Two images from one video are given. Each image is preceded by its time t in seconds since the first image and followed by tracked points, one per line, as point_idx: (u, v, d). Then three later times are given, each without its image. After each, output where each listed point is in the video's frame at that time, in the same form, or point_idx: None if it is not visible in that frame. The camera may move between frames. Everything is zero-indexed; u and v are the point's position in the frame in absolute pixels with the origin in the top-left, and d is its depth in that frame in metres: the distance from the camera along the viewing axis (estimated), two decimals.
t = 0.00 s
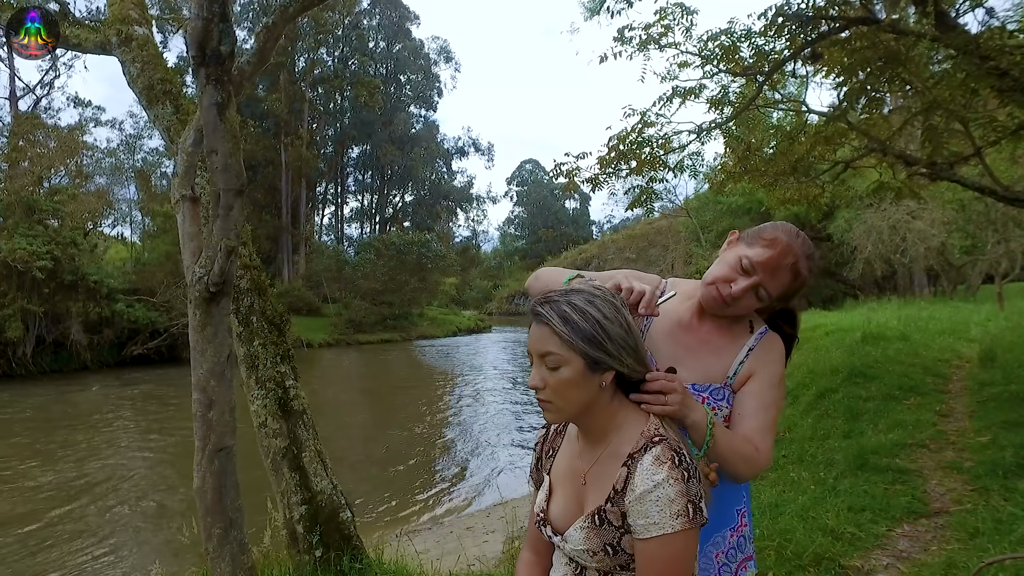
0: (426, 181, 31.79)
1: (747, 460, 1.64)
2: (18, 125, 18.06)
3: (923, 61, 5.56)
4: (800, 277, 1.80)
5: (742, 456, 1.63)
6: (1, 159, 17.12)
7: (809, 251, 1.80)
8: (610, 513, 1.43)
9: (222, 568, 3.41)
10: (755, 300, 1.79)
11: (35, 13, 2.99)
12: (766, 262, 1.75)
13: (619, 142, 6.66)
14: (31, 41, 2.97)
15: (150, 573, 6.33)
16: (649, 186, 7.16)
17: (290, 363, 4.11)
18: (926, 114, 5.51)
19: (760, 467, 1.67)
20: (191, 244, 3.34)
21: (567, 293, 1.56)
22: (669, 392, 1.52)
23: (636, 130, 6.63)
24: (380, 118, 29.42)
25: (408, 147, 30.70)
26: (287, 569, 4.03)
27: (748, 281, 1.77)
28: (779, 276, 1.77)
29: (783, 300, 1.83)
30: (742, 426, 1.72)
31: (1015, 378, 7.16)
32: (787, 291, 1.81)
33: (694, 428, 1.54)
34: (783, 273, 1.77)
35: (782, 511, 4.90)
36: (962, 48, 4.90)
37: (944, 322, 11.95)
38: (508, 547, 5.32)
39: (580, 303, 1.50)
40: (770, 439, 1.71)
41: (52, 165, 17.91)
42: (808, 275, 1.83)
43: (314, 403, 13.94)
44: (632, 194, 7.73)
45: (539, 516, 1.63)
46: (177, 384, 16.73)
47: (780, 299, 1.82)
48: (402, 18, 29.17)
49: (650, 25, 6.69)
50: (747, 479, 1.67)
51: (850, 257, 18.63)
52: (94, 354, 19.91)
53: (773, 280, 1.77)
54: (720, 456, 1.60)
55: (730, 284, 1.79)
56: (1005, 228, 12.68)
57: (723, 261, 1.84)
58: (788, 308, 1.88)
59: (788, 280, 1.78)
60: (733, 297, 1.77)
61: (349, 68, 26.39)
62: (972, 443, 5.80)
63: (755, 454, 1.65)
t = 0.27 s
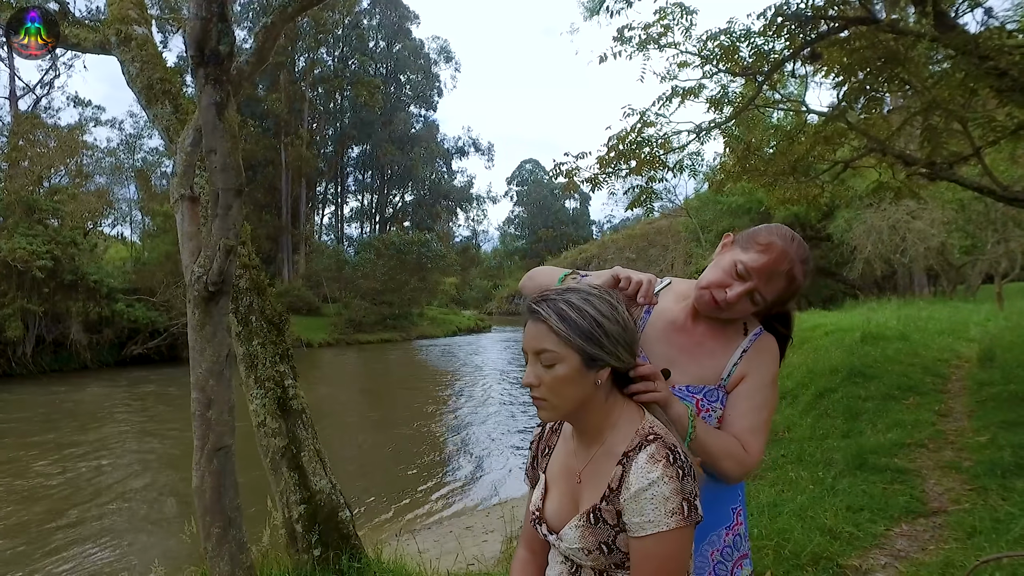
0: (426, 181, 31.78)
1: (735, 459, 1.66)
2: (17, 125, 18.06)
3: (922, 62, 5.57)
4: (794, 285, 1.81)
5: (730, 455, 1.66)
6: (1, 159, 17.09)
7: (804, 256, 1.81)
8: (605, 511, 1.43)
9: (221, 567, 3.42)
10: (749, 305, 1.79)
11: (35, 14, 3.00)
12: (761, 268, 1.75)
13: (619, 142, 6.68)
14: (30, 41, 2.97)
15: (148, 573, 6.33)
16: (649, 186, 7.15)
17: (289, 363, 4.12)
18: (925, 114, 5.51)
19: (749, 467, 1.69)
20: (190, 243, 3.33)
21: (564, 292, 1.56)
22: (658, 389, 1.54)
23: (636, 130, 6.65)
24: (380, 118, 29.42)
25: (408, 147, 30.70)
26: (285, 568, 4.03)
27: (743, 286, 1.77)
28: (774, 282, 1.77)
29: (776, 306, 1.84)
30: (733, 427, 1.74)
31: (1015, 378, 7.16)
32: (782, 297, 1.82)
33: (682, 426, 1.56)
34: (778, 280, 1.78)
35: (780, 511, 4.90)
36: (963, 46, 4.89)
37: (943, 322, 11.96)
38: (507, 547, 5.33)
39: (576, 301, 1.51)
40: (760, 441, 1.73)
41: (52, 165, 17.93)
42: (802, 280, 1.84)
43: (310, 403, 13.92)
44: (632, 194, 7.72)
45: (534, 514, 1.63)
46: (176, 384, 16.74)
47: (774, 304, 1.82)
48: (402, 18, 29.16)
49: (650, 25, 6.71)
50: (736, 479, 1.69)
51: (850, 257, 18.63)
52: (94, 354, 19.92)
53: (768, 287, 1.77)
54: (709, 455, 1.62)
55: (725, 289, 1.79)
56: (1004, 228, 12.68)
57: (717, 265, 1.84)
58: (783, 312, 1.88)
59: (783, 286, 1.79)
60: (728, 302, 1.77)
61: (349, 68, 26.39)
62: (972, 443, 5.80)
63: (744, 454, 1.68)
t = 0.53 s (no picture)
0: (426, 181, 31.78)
1: (732, 460, 1.66)
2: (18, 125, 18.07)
3: (921, 62, 5.59)
4: (791, 289, 1.81)
5: (727, 456, 1.66)
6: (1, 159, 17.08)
7: (802, 259, 1.81)
8: (603, 510, 1.43)
9: (221, 567, 3.41)
10: (747, 309, 1.80)
11: (35, 14, 3.00)
12: (759, 272, 1.76)
13: (619, 142, 6.68)
14: (30, 41, 2.97)
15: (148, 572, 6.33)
16: (649, 186, 7.15)
17: (288, 363, 4.12)
18: (925, 114, 5.50)
19: (747, 468, 1.69)
20: (190, 242, 3.33)
21: (563, 291, 1.56)
22: (655, 389, 1.54)
23: (636, 130, 6.65)
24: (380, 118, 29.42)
25: (408, 147, 30.69)
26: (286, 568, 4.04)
27: (741, 290, 1.77)
28: (772, 286, 1.78)
29: (773, 309, 1.84)
30: (731, 427, 1.74)
31: (1014, 378, 7.17)
32: (779, 301, 1.82)
33: (676, 426, 1.56)
34: (775, 285, 1.78)
35: (780, 511, 4.90)
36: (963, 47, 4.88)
37: (943, 322, 11.97)
38: (506, 547, 5.33)
39: (575, 300, 1.51)
40: (758, 441, 1.73)
41: (52, 165, 17.92)
42: (801, 283, 1.84)
43: (312, 403, 13.98)
44: (632, 194, 7.72)
45: (533, 514, 1.63)
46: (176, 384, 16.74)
47: (772, 307, 1.82)
48: (402, 18, 29.17)
49: (650, 25, 6.73)
50: (734, 479, 1.69)
51: (850, 257, 18.63)
52: (94, 354, 19.94)
53: (766, 291, 1.78)
54: (706, 456, 1.63)
55: (722, 292, 1.79)
56: (1004, 228, 12.69)
57: (715, 269, 1.84)
58: (780, 315, 1.88)
59: (780, 291, 1.79)
60: (725, 306, 1.77)
61: (349, 68, 26.40)
62: (971, 443, 5.80)
63: (741, 455, 1.68)
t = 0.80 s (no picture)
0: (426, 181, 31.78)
1: (733, 463, 1.67)
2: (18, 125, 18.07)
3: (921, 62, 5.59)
4: (789, 293, 1.81)
5: (727, 458, 1.66)
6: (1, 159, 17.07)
7: (800, 260, 1.81)
8: (604, 513, 1.43)
9: (221, 567, 3.41)
10: (745, 310, 1.80)
11: (35, 14, 3.00)
12: (756, 274, 1.75)
13: (619, 142, 6.69)
14: (31, 40, 2.97)
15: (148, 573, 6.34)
16: (649, 186, 7.15)
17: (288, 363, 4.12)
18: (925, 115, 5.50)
19: (748, 468, 1.69)
20: (189, 243, 3.32)
21: (564, 294, 1.56)
22: (656, 392, 1.54)
23: (635, 130, 6.66)
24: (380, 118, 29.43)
25: (408, 147, 30.69)
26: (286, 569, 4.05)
27: (739, 292, 1.77)
28: (770, 287, 1.78)
29: (772, 311, 1.84)
30: (732, 429, 1.74)
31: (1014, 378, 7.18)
32: (778, 301, 1.82)
33: (676, 429, 1.57)
34: (775, 286, 1.78)
35: (780, 511, 4.90)
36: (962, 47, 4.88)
37: (943, 322, 11.98)
38: (506, 547, 5.35)
39: (574, 303, 1.51)
40: (758, 442, 1.74)
41: (52, 165, 17.92)
42: (799, 285, 1.84)
43: (311, 404, 13.99)
44: (632, 195, 7.72)
45: (534, 517, 1.63)
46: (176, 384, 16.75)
47: (770, 310, 1.82)
48: (402, 19, 29.18)
49: (650, 25, 6.74)
50: (735, 481, 1.69)
51: (850, 257, 18.63)
52: (94, 354, 19.96)
53: (763, 294, 1.78)
54: (706, 458, 1.63)
55: (720, 295, 1.78)
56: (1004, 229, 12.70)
57: (713, 272, 1.84)
58: (780, 317, 1.88)
59: (779, 293, 1.79)
60: (724, 308, 1.77)
61: (349, 68, 26.39)
62: (970, 443, 5.82)
63: (742, 457, 1.69)
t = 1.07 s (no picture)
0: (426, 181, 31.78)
1: (731, 463, 1.67)
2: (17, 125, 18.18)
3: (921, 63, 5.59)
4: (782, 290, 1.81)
5: (725, 459, 1.66)
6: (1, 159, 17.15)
7: (793, 259, 1.81)
8: (602, 514, 1.43)
9: (220, 567, 3.41)
10: (739, 309, 1.80)
11: (34, 14, 3.01)
12: (749, 272, 1.76)
13: (618, 143, 6.69)
14: (30, 41, 2.97)
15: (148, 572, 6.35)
16: (649, 186, 7.14)
17: (288, 363, 4.12)
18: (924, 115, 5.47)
19: (746, 469, 1.70)
20: (189, 242, 3.32)
21: (563, 295, 1.57)
22: (655, 394, 1.54)
23: (635, 130, 6.66)
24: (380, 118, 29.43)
25: (408, 147, 30.71)
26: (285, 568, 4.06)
27: (732, 291, 1.77)
28: (763, 286, 1.78)
29: (767, 308, 1.84)
30: (729, 429, 1.74)
31: (1013, 379, 7.19)
32: (772, 300, 1.82)
33: (674, 430, 1.57)
34: (767, 285, 1.79)
35: (779, 511, 4.91)
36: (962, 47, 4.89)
37: (942, 322, 11.99)
38: (506, 547, 5.35)
39: (573, 304, 1.52)
40: (756, 443, 1.74)
41: (52, 164, 17.96)
42: (793, 283, 1.84)
43: (310, 404, 14.02)
44: (631, 195, 7.72)
45: (532, 517, 1.64)
46: (176, 384, 16.75)
47: (764, 308, 1.83)
48: (401, 19, 29.17)
49: (650, 25, 6.72)
50: (733, 481, 1.70)
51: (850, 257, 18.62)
52: (94, 354, 19.98)
53: (755, 292, 1.78)
54: (704, 460, 1.64)
55: (713, 294, 1.79)
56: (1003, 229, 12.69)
57: (706, 270, 1.85)
58: (775, 315, 1.88)
59: (771, 290, 1.80)
60: (717, 306, 1.77)
61: (349, 68, 26.42)
62: (969, 444, 5.83)
63: (741, 457, 1.69)
